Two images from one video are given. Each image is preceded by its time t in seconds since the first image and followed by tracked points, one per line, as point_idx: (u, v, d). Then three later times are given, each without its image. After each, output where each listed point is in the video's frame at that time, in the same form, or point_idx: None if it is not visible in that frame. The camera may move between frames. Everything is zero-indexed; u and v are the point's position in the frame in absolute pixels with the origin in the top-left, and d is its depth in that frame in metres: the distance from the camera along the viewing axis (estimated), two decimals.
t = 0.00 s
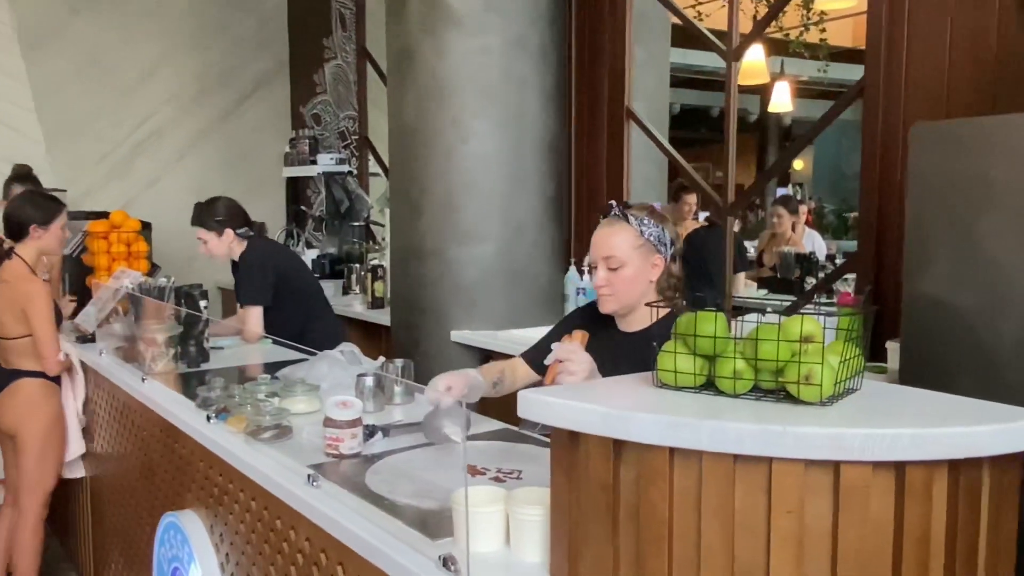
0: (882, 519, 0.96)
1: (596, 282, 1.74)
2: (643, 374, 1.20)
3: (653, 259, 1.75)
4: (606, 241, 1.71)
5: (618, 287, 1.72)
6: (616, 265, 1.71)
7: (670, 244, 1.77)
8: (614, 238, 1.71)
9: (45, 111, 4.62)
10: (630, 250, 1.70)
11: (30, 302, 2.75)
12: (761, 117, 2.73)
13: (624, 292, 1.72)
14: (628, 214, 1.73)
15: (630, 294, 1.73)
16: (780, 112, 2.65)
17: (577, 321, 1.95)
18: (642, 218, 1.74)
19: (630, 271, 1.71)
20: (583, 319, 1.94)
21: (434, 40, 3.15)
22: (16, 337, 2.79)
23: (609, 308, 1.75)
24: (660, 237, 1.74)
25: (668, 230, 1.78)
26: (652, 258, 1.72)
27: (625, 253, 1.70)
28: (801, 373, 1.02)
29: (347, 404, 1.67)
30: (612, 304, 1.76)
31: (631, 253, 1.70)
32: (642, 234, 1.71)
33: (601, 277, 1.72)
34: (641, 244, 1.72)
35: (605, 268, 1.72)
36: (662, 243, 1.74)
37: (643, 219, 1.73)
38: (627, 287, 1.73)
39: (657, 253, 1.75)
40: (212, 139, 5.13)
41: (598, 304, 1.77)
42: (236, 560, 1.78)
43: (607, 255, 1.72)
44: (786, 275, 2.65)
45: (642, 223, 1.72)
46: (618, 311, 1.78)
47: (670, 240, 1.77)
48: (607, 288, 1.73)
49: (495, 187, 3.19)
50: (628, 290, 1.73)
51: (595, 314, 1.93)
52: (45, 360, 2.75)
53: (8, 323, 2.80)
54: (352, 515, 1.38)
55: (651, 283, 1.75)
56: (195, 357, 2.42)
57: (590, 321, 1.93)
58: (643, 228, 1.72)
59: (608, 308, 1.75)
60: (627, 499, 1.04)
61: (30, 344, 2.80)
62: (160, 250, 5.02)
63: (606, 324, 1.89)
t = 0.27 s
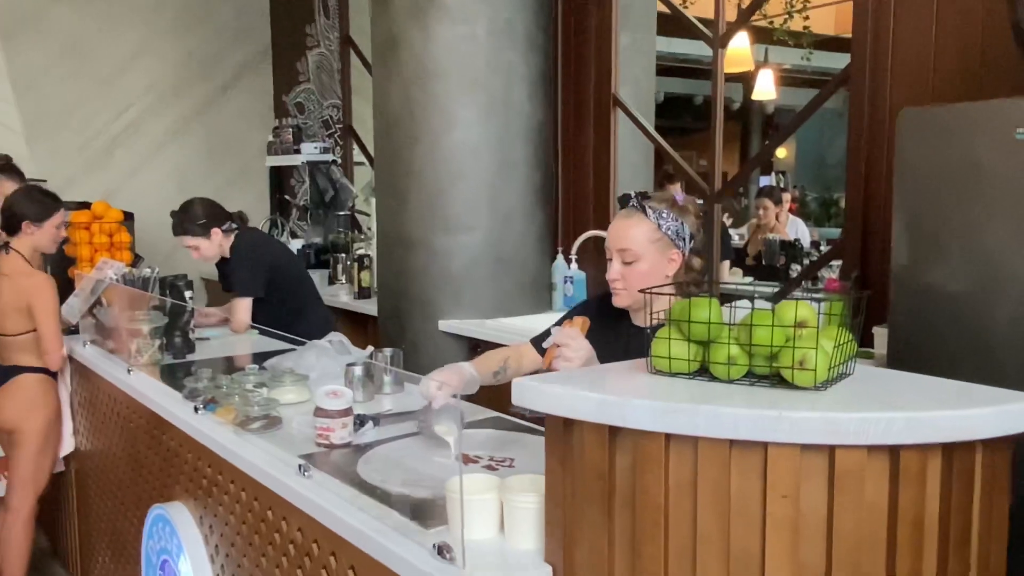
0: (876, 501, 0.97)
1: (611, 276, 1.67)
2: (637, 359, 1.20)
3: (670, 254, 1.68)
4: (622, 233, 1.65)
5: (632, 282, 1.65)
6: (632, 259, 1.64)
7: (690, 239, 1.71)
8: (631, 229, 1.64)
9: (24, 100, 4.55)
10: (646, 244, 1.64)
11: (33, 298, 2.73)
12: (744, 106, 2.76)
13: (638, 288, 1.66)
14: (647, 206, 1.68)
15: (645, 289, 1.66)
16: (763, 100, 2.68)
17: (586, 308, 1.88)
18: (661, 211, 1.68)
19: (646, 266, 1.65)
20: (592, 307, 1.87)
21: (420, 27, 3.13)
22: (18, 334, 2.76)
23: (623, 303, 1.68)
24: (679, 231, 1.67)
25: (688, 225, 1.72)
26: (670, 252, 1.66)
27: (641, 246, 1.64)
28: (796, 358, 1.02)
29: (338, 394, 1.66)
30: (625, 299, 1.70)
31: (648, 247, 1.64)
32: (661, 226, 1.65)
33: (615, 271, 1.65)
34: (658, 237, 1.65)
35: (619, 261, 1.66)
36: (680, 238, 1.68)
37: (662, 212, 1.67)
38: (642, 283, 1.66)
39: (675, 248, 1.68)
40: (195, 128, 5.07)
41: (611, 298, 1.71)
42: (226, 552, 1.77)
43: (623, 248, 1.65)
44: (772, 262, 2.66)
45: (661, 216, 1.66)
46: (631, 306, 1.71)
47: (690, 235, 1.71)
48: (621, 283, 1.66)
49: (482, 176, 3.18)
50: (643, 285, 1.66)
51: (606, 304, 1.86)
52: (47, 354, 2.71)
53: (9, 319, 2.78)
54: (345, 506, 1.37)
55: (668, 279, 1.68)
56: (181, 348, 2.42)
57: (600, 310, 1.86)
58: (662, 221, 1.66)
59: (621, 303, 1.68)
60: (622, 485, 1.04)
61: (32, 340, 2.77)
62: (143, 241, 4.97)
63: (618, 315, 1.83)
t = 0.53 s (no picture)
0: (882, 479, 0.96)
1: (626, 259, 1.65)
2: (640, 339, 1.20)
3: (688, 236, 1.66)
4: (639, 214, 1.63)
5: (647, 265, 1.63)
6: (648, 241, 1.62)
7: (708, 221, 1.69)
8: (648, 211, 1.62)
9: (14, 81, 4.50)
10: (663, 226, 1.62)
11: (37, 284, 2.70)
12: (740, 84, 2.79)
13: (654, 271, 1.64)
14: (665, 187, 1.65)
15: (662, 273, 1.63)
16: (759, 78, 2.69)
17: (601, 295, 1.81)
18: (678, 193, 1.65)
19: (663, 248, 1.62)
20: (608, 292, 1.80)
21: (415, 5, 3.09)
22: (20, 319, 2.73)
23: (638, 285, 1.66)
24: (696, 213, 1.65)
25: (706, 207, 1.69)
26: (687, 235, 1.64)
27: (658, 228, 1.62)
28: (802, 336, 1.01)
29: (336, 375, 1.65)
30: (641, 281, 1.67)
31: (665, 229, 1.62)
32: (678, 209, 1.63)
33: (631, 253, 1.63)
34: (675, 219, 1.63)
35: (636, 243, 1.64)
36: (697, 220, 1.66)
37: (679, 193, 1.64)
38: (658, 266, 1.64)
39: (692, 230, 1.66)
40: (187, 109, 5.03)
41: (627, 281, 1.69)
42: (226, 534, 1.77)
43: (639, 230, 1.64)
44: (768, 241, 2.65)
45: (678, 197, 1.64)
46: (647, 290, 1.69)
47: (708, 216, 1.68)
48: (637, 266, 1.64)
49: (478, 155, 3.15)
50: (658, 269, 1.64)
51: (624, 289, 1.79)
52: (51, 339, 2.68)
53: (12, 304, 2.75)
54: (346, 489, 1.36)
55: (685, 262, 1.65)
56: (177, 331, 2.43)
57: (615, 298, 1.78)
58: (678, 202, 1.64)
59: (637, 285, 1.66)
60: (627, 465, 1.03)
61: (37, 325, 2.75)
62: (136, 224, 4.94)
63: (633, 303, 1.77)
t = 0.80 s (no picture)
0: (892, 476, 0.94)
1: (638, 248, 1.70)
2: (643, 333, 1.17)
3: (700, 227, 1.70)
4: (650, 204, 1.68)
5: (659, 254, 1.68)
6: (660, 231, 1.67)
7: (720, 211, 1.73)
8: (660, 202, 1.67)
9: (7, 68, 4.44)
10: (675, 216, 1.67)
11: (31, 275, 2.67)
12: (739, 69, 2.76)
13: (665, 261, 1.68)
14: (677, 176, 1.70)
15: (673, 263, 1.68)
16: (761, 61, 2.67)
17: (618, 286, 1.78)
18: (691, 182, 1.70)
19: (675, 238, 1.67)
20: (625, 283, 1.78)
21: None
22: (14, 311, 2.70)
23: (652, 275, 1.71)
24: (709, 203, 1.70)
25: (719, 196, 1.74)
26: (699, 224, 1.68)
27: (670, 218, 1.67)
28: (810, 330, 0.98)
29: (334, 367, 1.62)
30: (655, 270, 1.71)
31: (677, 219, 1.67)
32: (689, 199, 1.68)
33: (643, 243, 1.68)
34: (688, 209, 1.68)
35: (647, 233, 1.69)
36: (710, 209, 1.70)
37: (692, 182, 1.69)
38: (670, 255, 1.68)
39: (705, 220, 1.70)
40: (183, 95, 4.97)
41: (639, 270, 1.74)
42: (223, 528, 1.75)
43: (651, 220, 1.68)
44: (768, 227, 2.62)
45: (691, 186, 1.68)
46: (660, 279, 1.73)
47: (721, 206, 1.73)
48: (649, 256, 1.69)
49: (477, 142, 3.11)
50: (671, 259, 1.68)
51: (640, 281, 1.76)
52: (41, 329, 2.67)
53: (7, 294, 2.70)
54: (344, 485, 1.34)
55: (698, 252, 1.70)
56: (173, 321, 2.39)
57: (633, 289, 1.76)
58: (691, 192, 1.68)
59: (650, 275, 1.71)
60: (631, 461, 1.01)
61: (29, 315, 2.72)
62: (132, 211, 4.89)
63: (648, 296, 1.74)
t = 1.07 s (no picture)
0: (908, 485, 0.90)
1: (649, 242, 1.66)
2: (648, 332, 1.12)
3: (715, 221, 1.65)
4: (663, 196, 1.64)
5: (671, 249, 1.64)
6: (671, 225, 1.63)
7: (737, 204, 1.67)
8: (672, 194, 1.63)
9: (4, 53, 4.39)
10: (686, 209, 1.62)
11: (18, 265, 2.63)
12: (747, 50, 2.70)
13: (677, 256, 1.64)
14: (690, 167, 1.65)
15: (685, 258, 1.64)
16: (767, 43, 2.61)
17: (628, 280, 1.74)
18: (706, 173, 1.65)
19: (687, 232, 1.62)
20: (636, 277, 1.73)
21: None
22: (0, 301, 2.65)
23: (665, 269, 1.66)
24: (723, 196, 1.64)
25: (735, 188, 1.67)
26: (712, 217, 1.63)
27: (682, 212, 1.62)
28: (823, 331, 0.94)
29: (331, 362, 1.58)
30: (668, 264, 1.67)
31: (689, 212, 1.62)
32: (703, 191, 1.63)
33: (654, 237, 1.64)
34: (701, 202, 1.63)
35: (659, 226, 1.65)
36: (725, 203, 1.64)
37: (706, 174, 1.64)
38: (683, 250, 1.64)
39: (719, 213, 1.65)
40: (183, 80, 4.92)
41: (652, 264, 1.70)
42: (219, 525, 1.72)
43: (663, 213, 1.64)
44: (776, 213, 2.58)
45: (705, 178, 1.63)
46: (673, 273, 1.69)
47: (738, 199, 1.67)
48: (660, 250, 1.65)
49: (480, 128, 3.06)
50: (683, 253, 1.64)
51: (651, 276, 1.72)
52: (25, 321, 2.64)
53: None
54: (339, 487, 1.30)
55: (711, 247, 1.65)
56: (171, 311, 2.36)
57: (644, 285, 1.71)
58: (704, 184, 1.63)
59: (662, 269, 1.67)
60: (634, 468, 0.96)
61: (15, 306, 2.68)
62: (133, 198, 4.85)
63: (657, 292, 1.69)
